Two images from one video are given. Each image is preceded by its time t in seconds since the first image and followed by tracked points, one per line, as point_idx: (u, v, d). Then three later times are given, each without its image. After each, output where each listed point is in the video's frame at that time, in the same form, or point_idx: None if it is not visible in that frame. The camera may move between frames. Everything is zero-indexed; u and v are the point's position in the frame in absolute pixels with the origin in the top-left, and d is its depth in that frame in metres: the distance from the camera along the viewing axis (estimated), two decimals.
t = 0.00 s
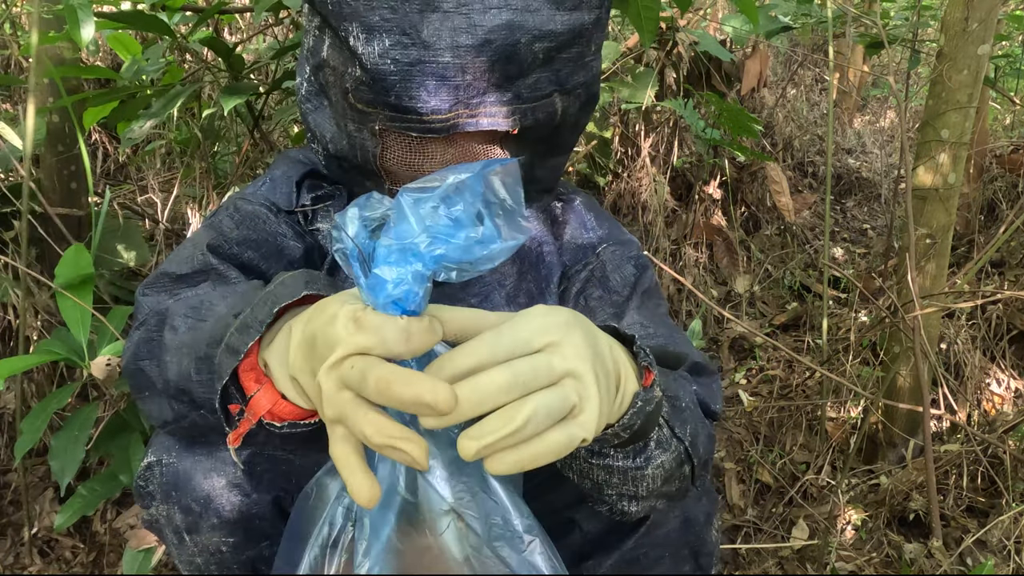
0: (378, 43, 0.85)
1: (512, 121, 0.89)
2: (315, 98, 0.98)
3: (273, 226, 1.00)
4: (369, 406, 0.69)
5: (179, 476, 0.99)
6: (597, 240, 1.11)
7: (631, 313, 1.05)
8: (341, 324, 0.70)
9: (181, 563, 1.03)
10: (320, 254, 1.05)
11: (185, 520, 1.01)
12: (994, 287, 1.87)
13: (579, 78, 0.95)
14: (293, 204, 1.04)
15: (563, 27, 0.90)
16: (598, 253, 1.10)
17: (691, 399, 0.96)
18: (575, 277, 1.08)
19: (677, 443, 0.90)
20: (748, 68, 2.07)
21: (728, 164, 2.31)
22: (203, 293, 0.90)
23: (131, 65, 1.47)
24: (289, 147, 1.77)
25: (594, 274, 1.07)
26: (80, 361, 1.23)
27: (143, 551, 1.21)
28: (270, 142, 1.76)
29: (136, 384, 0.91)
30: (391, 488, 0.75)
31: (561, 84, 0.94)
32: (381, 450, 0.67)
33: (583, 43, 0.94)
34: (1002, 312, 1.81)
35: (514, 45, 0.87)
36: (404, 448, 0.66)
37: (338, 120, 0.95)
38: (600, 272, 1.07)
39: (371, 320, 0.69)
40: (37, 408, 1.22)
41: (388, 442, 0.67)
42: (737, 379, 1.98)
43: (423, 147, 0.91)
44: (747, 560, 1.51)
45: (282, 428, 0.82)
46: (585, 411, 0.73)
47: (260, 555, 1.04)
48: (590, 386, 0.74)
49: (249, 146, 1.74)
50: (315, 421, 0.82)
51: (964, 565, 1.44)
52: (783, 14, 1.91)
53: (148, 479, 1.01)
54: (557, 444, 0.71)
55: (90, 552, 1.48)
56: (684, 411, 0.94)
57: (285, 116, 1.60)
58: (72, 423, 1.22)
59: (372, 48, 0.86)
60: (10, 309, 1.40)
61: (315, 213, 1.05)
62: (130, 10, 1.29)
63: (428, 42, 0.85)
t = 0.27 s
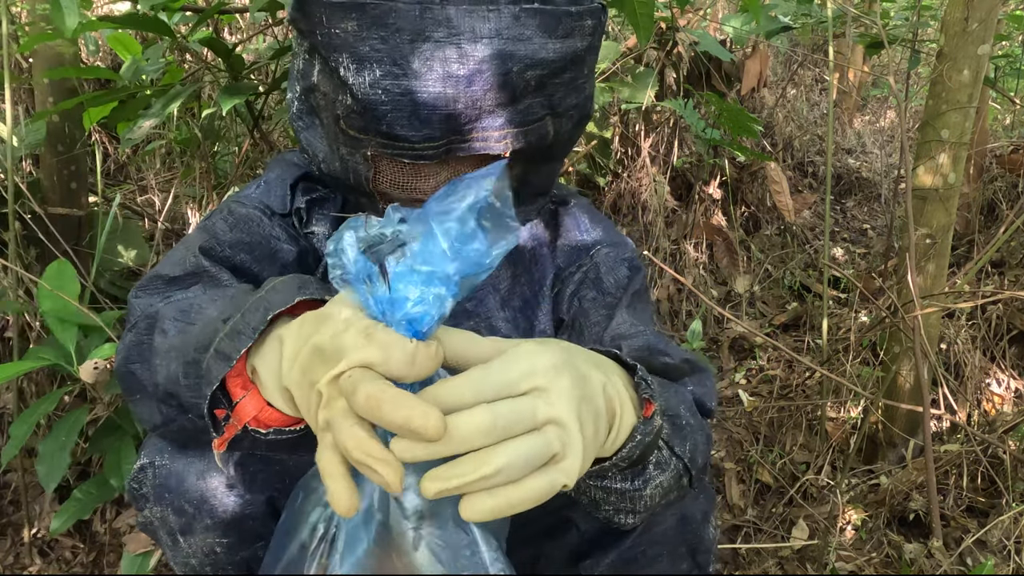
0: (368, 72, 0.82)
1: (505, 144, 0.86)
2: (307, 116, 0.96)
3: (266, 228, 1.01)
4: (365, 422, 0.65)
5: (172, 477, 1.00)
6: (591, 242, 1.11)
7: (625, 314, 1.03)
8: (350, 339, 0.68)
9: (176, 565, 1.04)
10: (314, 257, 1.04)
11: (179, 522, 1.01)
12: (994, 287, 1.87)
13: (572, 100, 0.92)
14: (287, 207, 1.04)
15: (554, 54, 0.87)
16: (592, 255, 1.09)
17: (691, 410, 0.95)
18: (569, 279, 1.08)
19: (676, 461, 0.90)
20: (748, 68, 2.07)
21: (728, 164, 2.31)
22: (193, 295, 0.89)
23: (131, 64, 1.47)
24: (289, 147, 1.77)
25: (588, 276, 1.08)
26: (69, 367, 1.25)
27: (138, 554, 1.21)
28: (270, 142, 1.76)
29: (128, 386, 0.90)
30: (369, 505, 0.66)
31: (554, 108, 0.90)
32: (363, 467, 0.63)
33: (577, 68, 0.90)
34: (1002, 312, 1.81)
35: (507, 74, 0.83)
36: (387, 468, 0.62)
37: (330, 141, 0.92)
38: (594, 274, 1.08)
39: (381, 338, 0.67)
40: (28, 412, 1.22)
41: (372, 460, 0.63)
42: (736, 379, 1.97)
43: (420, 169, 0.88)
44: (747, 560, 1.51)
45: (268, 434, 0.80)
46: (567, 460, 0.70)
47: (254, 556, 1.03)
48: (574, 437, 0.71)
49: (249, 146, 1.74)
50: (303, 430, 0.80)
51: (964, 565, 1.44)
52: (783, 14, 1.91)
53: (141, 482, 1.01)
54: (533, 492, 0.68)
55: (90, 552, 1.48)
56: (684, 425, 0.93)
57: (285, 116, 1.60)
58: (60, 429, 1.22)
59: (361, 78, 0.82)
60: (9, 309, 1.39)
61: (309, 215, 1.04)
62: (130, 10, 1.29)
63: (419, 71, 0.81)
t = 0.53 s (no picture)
0: (359, 86, 0.82)
1: (498, 155, 0.86)
2: (299, 124, 0.95)
3: (262, 230, 1.00)
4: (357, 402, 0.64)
5: (168, 477, 0.97)
6: (587, 244, 1.10)
7: (621, 316, 1.03)
8: (346, 327, 0.69)
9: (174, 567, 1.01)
10: (309, 260, 1.05)
11: (174, 523, 0.99)
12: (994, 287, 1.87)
13: (565, 111, 0.91)
14: (282, 210, 1.04)
15: (546, 67, 0.86)
16: (587, 256, 1.09)
17: (695, 435, 0.90)
18: (565, 281, 1.08)
19: (669, 488, 0.85)
20: (748, 68, 2.07)
21: (728, 164, 2.31)
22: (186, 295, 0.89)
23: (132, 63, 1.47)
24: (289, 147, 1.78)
25: (583, 278, 1.07)
26: (66, 371, 1.25)
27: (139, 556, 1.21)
28: (270, 141, 1.76)
29: (123, 388, 0.91)
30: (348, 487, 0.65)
31: (545, 119, 0.89)
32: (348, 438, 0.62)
33: (569, 79, 0.90)
34: (1002, 313, 1.81)
35: (498, 87, 0.83)
36: (373, 438, 0.61)
37: (321, 151, 0.92)
38: (589, 276, 1.07)
39: (381, 323, 0.68)
40: (27, 415, 1.22)
41: (357, 426, 0.62)
42: (736, 379, 1.97)
43: (412, 181, 0.89)
44: (747, 560, 1.51)
45: (250, 429, 0.80)
46: (509, 493, 0.69)
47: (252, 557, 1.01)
48: (522, 469, 0.70)
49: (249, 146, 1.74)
50: (285, 426, 0.80)
51: (964, 565, 1.44)
52: (783, 14, 1.91)
53: (137, 483, 0.99)
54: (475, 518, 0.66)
55: (90, 552, 1.48)
56: (684, 452, 0.87)
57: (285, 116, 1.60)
58: (62, 430, 1.23)
59: (352, 92, 0.82)
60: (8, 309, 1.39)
61: (304, 218, 1.05)
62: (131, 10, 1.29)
63: (409, 85, 0.81)
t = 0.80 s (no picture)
0: (353, 95, 0.81)
1: (496, 162, 0.87)
2: (294, 130, 0.96)
3: (258, 234, 1.00)
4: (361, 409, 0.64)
5: (162, 481, 0.98)
6: (585, 247, 1.10)
7: (618, 320, 1.03)
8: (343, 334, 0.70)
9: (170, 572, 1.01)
10: (305, 264, 1.05)
11: (171, 528, 0.99)
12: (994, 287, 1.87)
13: (560, 118, 0.92)
14: (279, 213, 1.04)
15: (542, 75, 0.86)
16: (585, 259, 1.09)
17: (693, 447, 0.90)
18: (562, 283, 1.08)
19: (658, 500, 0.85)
20: (747, 68, 2.07)
21: (728, 164, 2.31)
22: (175, 301, 0.88)
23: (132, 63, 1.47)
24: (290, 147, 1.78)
25: (581, 281, 1.07)
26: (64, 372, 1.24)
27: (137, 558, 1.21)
28: (270, 141, 1.76)
29: (117, 395, 0.90)
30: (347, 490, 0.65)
31: (542, 126, 0.91)
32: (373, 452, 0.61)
33: (565, 88, 0.90)
34: (1002, 313, 1.81)
35: (494, 95, 0.83)
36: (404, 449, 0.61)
37: (316, 158, 0.93)
38: (587, 278, 1.07)
39: (380, 328, 0.69)
40: (25, 417, 1.21)
41: (385, 441, 0.61)
42: (736, 379, 1.97)
43: (408, 190, 0.89)
44: (747, 560, 1.51)
45: (223, 441, 0.78)
46: (469, 497, 0.67)
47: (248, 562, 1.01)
48: (488, 479, 0.70)
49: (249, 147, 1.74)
50: (260, 440, 0.79)
51: (964, 565, 1.44)
52: (783, 14, 1.90)
53: (134, 486, 1.01)
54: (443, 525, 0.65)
55: (90, 551, 1.48)
56: (679, 465, 0.87)
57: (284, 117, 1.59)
58: (59, 432, 1.22)
59: (346, 101, 0.81)
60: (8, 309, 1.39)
61: (301, 221, 1.05)
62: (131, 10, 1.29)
63: (404, 94, 0.80)
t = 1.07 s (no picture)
0: (360, 100, 0.81)
1: (501, 166, 0.88)
2: (297, 133, 0.94)
3: (254, 237, 1.00)
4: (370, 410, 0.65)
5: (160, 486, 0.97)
6: (585, 248, 1.10)
7: (618, 321, 1.02)
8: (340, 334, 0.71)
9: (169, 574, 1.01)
10: (302, 265, 1.05)
11: (170, 532, 0.98)
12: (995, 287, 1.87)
13: (566, 122, 0.92)
14: (276, 215, 1.03)
15: (550, 81, 0.86)
16: (585, 260, 1.09)
17: (695, 450, 0.89)
18: (562, 285, 1.08)
19: (659, 505, 0.85)
20: (747, 68, 2.07)
21: (728, 164, 2.31)
22: (168, 305, 0.88)
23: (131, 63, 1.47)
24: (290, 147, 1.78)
25: (581, 282, 1.07)
26: (64, 372, 1.24)
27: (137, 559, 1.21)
28: (269, 141, 1.76)
29: (114, 402, 0.90)
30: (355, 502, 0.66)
31: (548, 131, 0.91)
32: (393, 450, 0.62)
33: (572, 92, 0.90)
34: (1002, 313, 1.81)
35: (501, 101, 0.83)
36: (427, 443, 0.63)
37: (319, 162, 0.91)
38: (588, 280, 1.07)
39: (375, 328, 0.70)
40: (24, 417, 1.21)
41: (404, 437, 0.63)
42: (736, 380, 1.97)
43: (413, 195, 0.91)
44: (747, 560, 1.52)
45: (220, 450, 0.79)
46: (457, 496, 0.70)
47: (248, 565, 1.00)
48: (480, 478, 0.72)
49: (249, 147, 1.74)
50: (256, 448, 0.80)
51: (964, 565, 1.45)
52: (783, 14, 1.90)
53: (132, 491, 1.00)
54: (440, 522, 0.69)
55: (90, 552, 1.48)
56: (680, 469, 0.86)
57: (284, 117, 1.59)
58: (58, 433, 1.22)
59: (353, 106, 0.81)
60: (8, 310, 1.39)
61: (299, 223, 1.04)
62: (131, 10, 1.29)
63: (412, 99, 0.80)
